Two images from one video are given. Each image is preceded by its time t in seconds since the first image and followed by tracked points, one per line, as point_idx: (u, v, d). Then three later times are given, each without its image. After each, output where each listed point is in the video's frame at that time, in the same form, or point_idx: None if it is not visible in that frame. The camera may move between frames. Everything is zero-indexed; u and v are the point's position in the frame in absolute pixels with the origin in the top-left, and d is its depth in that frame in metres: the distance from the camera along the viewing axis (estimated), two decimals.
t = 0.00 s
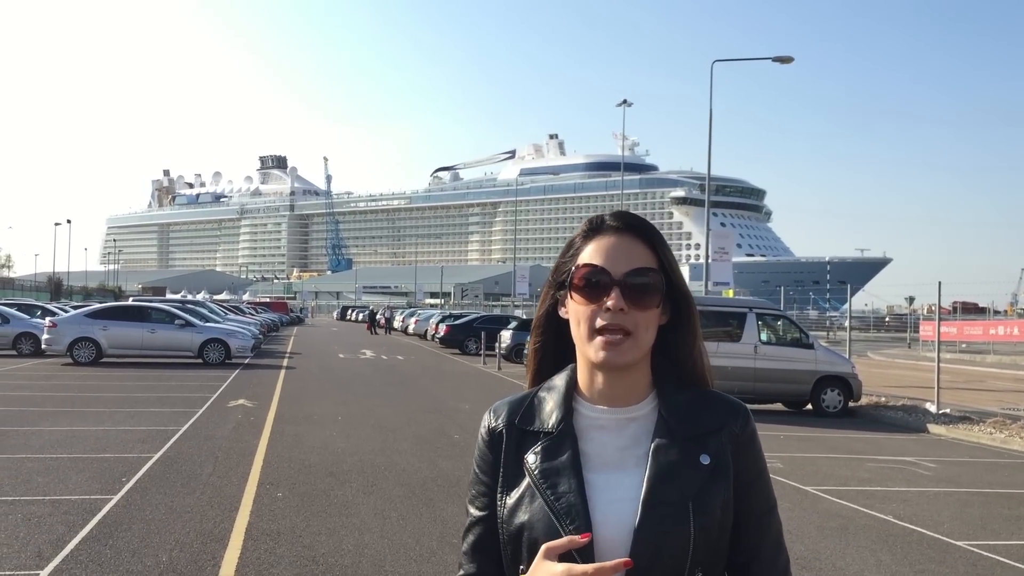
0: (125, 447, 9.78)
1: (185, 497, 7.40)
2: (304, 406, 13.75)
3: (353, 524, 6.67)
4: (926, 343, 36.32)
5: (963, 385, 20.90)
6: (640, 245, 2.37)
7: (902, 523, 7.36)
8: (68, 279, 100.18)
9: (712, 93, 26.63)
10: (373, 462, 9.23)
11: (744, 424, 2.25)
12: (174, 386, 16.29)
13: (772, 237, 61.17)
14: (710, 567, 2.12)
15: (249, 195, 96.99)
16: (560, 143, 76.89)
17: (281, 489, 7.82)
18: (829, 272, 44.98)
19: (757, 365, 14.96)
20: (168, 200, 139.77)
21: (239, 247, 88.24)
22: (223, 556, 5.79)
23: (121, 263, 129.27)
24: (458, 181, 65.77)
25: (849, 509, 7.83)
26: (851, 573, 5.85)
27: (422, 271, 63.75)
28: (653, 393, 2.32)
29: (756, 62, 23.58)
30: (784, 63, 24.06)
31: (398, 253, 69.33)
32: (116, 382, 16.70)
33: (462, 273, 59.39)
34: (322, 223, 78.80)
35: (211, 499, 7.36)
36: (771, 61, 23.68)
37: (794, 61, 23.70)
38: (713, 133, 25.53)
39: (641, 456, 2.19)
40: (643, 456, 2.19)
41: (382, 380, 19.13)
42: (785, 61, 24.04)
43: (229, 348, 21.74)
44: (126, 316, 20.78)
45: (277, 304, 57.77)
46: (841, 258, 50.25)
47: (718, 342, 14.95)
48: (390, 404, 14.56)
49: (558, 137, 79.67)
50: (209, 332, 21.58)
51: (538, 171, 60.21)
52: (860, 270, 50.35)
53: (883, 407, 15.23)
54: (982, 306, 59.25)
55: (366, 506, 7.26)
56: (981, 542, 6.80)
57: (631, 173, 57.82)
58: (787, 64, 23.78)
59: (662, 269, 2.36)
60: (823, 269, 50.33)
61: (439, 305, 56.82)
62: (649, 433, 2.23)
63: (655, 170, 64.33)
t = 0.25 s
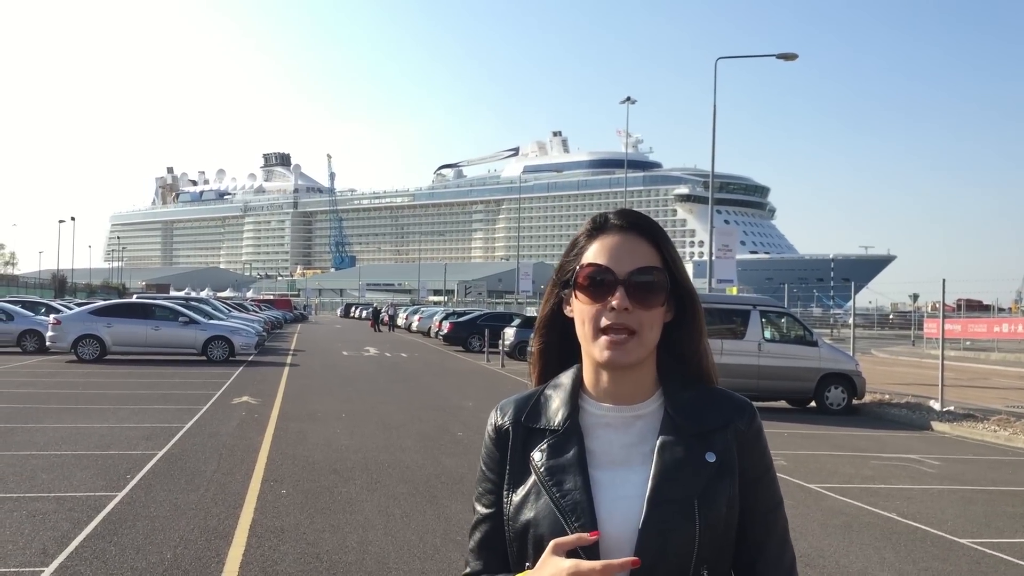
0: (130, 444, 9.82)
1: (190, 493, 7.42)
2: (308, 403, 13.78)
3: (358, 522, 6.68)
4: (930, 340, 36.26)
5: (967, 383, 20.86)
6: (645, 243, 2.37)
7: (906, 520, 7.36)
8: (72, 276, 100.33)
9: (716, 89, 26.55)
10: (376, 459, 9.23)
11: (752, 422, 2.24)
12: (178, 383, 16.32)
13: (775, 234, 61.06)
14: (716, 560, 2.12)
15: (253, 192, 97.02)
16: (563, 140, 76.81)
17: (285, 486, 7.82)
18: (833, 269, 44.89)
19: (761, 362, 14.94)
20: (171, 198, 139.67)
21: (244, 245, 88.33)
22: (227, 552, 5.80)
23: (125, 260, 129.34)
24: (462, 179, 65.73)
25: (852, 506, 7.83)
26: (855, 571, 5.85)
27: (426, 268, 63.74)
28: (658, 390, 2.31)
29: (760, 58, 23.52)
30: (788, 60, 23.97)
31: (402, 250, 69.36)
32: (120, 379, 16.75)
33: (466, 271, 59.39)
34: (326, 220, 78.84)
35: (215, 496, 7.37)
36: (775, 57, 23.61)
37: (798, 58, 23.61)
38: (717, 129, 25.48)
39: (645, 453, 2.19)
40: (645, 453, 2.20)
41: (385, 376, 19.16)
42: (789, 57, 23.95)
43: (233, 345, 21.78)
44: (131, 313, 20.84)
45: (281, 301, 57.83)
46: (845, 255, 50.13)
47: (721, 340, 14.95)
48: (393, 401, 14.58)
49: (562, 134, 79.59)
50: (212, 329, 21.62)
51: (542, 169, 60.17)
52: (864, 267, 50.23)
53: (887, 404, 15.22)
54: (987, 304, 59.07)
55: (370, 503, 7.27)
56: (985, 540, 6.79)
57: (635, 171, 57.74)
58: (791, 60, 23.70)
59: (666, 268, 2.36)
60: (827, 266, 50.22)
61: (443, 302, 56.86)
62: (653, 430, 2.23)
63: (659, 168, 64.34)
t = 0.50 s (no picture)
0: (130, 441, 9.82)
1: (190, 491, 7.43)
2: (309, 401, 13.79)
3: (358, 519, 6.68)
4: (931, 338, 36.25)
5: (967, 381, 20.89)
6: (651, 242, 2.37)
7: (907, 519, 7.36)
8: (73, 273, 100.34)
9: (717, 87, 26.52)
10: (377, 457, 9.23)
11: (758, 419, 2.25)
12: (179, 380, 16.33)
13: (776, 232, 61.04)
14: (723, 556, 2.12)
15: (253, 189, 96.99)
16: (564, 138, 76.79)
17: (285, 483, 7.83)
18: (834, 267, 44.84)
19: (761, 360, 14.95)
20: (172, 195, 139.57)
21: (244, 242, 88.34)
22: (228, 549, 5.81)
23: (126, 256, 129.31)
24: (463, 176, 65.71)
25: (853, 504, 7.84)
26: (854, 569, 5.86)
27: (426, 266, 63.73)
28: (665, 388, 2.32)
29: (761, 56, 23.49)
30: (789, 58, 23.94)
31: (402, 247, 69.36)
32: (120, 376, 16.75)
33: (466, 268, 59.39)
34: (326, 218, 78.85)
35: (216, 493, 7.37)
36: (776, 56, 23.57)
37: (798, 57, 23.58)
38: (718, 127, 25.46)
39: (652, 449, 2.20)
40: (654, 449, 2.19)
41: (385, 374, 19.17)
42: (790, 56, 23.93)
43: (233, 343, 21.80)
44: (131, 310, 20.84)
45: (281, 298, 57.83)
46: (846, 254, 50.11)
47: (722, 339, 14.94)
48: (394, 398, 14.59)
49: (563, 132, 79.54)
50: (213, 327, 21.63)
51: (543, 166, 60.13)
52: (864, 265, 50.21)
53: (887, 403, 15.23)
54: (987, 303, 59.05)
55: (370, 501, 7.27)
56: (985, 538, 6.79)
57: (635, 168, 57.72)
58: (792, 59, 23.67)
59: (673, 266, 2.36)
60: (827, 265, 50.22)
61: (443, 300, 56.85)
62: (660, 427, 2.23)
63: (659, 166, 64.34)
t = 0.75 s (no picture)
0: (128, 439, 9.81)
1: (188, 489, 7.42)
2: (306, 399, 13.78)
3: (356, 517, 6.68)
4: (928, 338, 36.27)
5: (965, 381, 20.92)
6: (650, 244, 2.37)
7: (904, 518, 7.37)
8: (72, 271, 100.28)
9: (715, 86, 26.51)
10: (375, 455, 9.22)
11: (757, 418, 2.28)
12: (177, 378, 16.32)
13: (774, 232, 61.07)
14: (726, 552, 2.13)
15: (252, 187, 96.93)
16: (562, 137, 76.80)
17: (283, 482, 7.82)
18: (832, 267, 44.84)
19: (759, 360, 14.95)
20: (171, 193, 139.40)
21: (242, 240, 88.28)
22: (226, 547, 5.81)
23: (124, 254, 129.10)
24: (461, 175, 65.71)
25: (850, 503, 7.85)
26: (853, 568, 5.87)
27: (424, 264, 63.73)
28: (667, 387, 2.32)
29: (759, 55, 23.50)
30: (788, 57, 23.94)
31: (400, 246, 69.36)
32: (119, 374, 16.74)
33: (465, 267, 59.40)
34: (325, 216, 78.84)
35: (213, 491, 7.37)
36: (775, 55, 23.57)
37: (797, 56, 23.59)
38: (716, 126, 25.47)
39: (655, 446, 2.20)
40: (658, 445, 2.20)
41: (383, 373, 19.17)
42: (789, 55, 23.93)
43: (231, 341, 21.80)
44: (129, 308, 20.83)
45: (280, 297, 57.81)
46: (844, 253, 50.13)
47: (720, 338, 14.94)
48: (392, 397, 14.58)
49: (561, 131, 79.55)
50: (211, 325, 21.64)
51: (541, 165, 60.12)
52: (863, 265, 50.25)
53: (885, 402, 15.24)
54: (985, 302, 59.07)
55: (368, 499, 7.27)
56: (982, 538, 6.80)
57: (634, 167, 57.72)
58: (791, 58, 23.67)
59: (673, 268, 2.36)
60: (826, 264, 50.26)
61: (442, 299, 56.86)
62: (663, 425, 2.24)
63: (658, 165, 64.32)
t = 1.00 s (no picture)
0: (124, 438, 9.79)
1: (184, 488, 7.41)
2: (303, 398, 13.76)
3: (353, 516, 6.68)
4: (925, 338, 36.33)
5: (961, 381, 20.96)
6: (642, 248, 2.36)
7: (900, 518, 7.37)
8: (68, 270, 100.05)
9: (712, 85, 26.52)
10: (371, 455, 9.22)
11: (750, 421, 2.31)
12: (173, 377, 16.30)
13: (771, 232, 61.14)
14: (718, 553, 2.15)
15: (249, 186, 96.81)
16: (560, 136, 76.82)
17: (279, 481, 7.81)
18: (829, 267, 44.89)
19: (756, 359, 14.96)
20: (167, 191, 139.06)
21: (239, 239, 88.15)
22: (222, 546, 5.80)
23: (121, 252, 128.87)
24: (458, 174, 65.67)
25: (846, 503, 7.86)
26: (849, 568, 5.87)
27: (421, 263, 63.71)
28: (663, 388, 2.33)
29: (757, 55, 23.51)
30: (785, 57, 23.96)
31: (397, 245, 69.32)
32: (115, 373, 16.70)
33: (462, 266, 59.39)
34: (322, 215, 78.78)
35: (210, 490, 7.36)
36: (772, 55, 23.59)
37: (794, 56, 23.60)
38: (714, 126, 25.49)
39: (652, 445, 2.20)
40: (655, 444, 2.21)
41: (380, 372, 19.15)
42: (786, 55, 23.96)
43: (228, 340, 21.77)
44: (126, 307, 20.79)
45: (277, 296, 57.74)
46: (841, 254, 50.19)
47: (717, 337, 14.94)
48: (389, 396, 14.56)
49: (559, 130, 79.57)
50: (208, 324, 21.63)
51: (539, 165, 60.10)
52: (859, 265, 50.30)
53: (881, 402, 15.26)
54: (981, 303, 59.17)
55: (364, 499, 7.26)
56: (978, 537, 6.82)
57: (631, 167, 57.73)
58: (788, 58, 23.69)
59: (665, 271, 2.36)
60: (823, 264, 50.33)
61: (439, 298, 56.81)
62: (660, 425, 2.25)
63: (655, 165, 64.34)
